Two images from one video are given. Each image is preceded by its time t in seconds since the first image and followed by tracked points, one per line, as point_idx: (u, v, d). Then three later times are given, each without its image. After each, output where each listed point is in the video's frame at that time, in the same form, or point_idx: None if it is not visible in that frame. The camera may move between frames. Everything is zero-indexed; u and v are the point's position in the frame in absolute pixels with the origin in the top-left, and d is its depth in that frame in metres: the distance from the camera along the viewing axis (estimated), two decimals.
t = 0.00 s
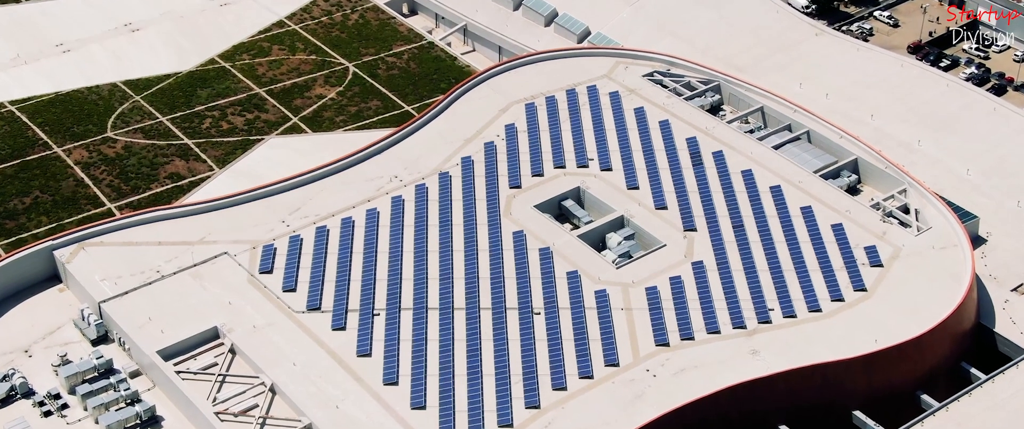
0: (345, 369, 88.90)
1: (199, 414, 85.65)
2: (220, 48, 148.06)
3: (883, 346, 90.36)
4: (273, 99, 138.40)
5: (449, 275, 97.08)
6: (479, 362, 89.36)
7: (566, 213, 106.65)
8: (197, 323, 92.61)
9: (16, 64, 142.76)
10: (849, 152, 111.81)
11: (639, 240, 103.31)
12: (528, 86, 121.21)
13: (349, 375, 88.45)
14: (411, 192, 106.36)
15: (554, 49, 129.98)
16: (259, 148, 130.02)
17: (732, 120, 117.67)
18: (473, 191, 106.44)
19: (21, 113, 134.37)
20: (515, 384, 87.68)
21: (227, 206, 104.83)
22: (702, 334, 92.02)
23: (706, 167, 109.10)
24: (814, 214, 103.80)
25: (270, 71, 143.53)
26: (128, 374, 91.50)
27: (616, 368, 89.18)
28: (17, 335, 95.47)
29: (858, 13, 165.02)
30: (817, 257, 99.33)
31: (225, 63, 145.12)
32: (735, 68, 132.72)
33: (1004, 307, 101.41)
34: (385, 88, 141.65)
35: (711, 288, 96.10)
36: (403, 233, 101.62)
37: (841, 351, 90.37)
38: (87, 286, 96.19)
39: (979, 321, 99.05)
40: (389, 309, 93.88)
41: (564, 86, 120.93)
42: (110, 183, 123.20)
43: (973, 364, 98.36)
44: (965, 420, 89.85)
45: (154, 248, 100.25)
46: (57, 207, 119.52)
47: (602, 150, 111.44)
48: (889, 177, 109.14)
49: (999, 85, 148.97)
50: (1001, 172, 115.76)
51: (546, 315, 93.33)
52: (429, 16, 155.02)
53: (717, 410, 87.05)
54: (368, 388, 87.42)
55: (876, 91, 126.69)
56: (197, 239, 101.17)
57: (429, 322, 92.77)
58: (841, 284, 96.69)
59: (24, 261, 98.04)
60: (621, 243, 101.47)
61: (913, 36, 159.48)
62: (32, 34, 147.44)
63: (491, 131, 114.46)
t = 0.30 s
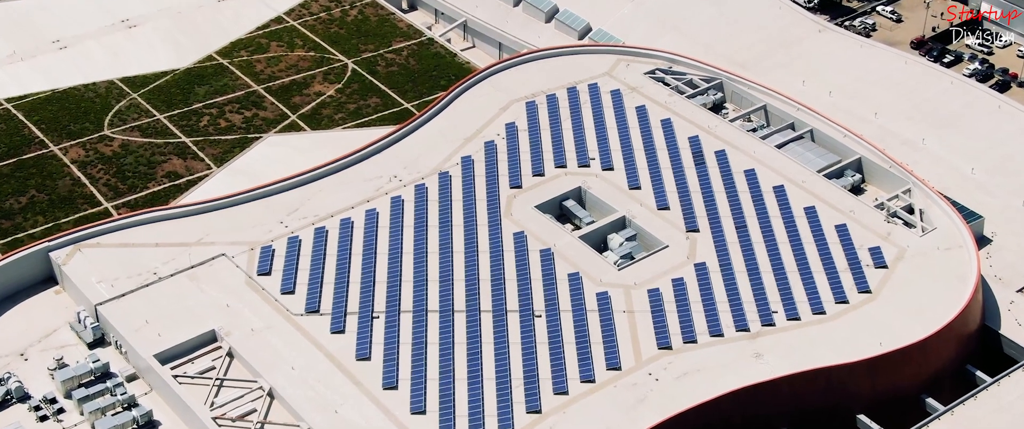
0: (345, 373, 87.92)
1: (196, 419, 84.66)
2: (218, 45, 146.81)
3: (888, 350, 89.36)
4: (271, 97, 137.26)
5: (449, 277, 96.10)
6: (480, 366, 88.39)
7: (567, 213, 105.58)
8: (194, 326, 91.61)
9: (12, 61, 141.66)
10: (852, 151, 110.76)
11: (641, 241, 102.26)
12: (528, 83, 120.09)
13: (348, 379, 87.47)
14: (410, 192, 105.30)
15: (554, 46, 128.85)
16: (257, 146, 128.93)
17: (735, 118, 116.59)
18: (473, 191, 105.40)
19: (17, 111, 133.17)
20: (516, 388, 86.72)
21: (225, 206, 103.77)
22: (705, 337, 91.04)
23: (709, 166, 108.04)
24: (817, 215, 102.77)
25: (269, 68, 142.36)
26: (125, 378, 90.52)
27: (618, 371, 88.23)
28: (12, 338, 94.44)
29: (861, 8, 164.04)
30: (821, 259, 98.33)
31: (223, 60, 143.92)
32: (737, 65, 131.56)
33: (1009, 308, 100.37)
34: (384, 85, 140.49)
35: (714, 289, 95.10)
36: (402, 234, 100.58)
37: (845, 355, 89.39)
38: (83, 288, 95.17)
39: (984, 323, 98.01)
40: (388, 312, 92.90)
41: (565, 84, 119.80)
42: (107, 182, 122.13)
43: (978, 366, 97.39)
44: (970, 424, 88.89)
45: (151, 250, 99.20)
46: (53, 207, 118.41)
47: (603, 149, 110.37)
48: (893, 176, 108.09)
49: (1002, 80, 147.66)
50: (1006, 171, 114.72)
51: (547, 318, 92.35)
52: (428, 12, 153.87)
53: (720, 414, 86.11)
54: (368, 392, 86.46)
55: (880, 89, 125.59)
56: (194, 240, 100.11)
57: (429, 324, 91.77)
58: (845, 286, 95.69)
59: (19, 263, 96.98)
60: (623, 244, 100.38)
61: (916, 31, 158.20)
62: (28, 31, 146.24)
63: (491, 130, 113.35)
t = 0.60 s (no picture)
0: (344, 378, 86.84)
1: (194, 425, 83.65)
2: (216, 40, 145.37)
3: (894, 353, 88.27)
4: (270, 93, 135.96)
5: (449, 279, 94.97)
6: (480, 371, 87.32)
7: (569, 213, 104.37)
8: (192, 329, 90.52)
9: (8, 57, 140.38)
10: (857, 150, 109.53)
11: (644, 242, 101.12)
12: (529, 81, 118.80)
13: (347, 384, 86.40)
14: (410, 192, 104.11)
15: (556, 43, 127.56)
16: (256, 144, 127.68)
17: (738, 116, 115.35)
18: (473, 191, 104.22)
19: (13, 109, 131.87)
20: (517, 393, 85.67)
21: (222, 206, 102.56)
22: (709, 340, 89.95)
23: (712, 166, 106.85)
24: (822, 215, 101.58)
25: (267, 64, 141.00)
26: (121, 382, 89.47)
27: (620, 376, 87.14)
28: (7, 341, 93.36)
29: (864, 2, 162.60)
30: (825, 260, 97.19)
31: (221, 56, 142.56)
32: (740, 61, 130.28)
33: (1016, 309, 98.71)
34: (384, 81, 139.12)
35: (717, 292, 93.97)
36: (402, 235, 99.43)
37: (850, 358, 88.30)
38: (79, 291, 94.04)
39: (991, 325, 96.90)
40: (388, 315, 91.79)
41: (567, 82, 118.49)
42: (103, 181, 120.95)
43: (984, 369, 96.34)
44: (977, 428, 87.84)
45: (148, 251, 98.03)
46: (49, 206, 117.23)
47: (605, 149, 109.13)
48: (898, 176, 106.89)
49: (1007, 76, 146.22)
50: (1012, 169, 113.50)
51: (549, 321, 91.25)
52: (428, 7, 151.41)
53: (724, 420, 85.06)
54: (367, 397, 85.42)
55: (884, 86, 124.29)
56: (191, 242, 98.95)
57: (430, 328, 90.67)
58: (850, 288, 94.56)
59: (14, 266, 95.82)
60: (625, 246, 99.22)
61: (920, 26, 156.68)
62: (25, 27, 144.96)
63: (492, 128, 112.11)
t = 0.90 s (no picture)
0: (343, 382, 85.90)
1: None
2: (214, 37, 144.13)
3: (899, 357, 87.33)
4: (268, 91, 134.85)
5: (450, 281, 93.98)
6: (481, 375, 86.37)
7: (571, 214, 103.32)
8: (189, 332, 89.57)
9: (4, 54, 139.33)
10: (861, 149, 108.49)
11: (646, 243, 100.11)
12: (530, 79, 117.71)
13: (346, 388, 85.45)
14: (410, 192, 103.13)
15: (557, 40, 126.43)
16: (254, 142, 126.63)
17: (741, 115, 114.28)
18: (474, 191, 103.19)
19: (10, 107, 130.73)
20: (519, 397, 84.74)
21: (221, 207, 101.54)
22: (712, 344, 89.03)
23: (715, 165, 105.82)
24: (826, 216, 100.58)
25: (265, 61, 139.85)
26: (118, 386, 88.53)
27: (622, 380, 86.19)
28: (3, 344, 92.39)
29: None
30: (829, 261, 96.24)
31: (219, 52, 141.37)
32: (742, 58, 129.15)
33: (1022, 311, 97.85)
34: (383, 78, 137.95)
35: (721, 294, 93.05)
36: (402, 236, 98.43)
37: (855, 362, 87.36)
38: (75, 294, 93.05)
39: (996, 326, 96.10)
40: (388, 318, 90.84)
41: (568, 80, 117.39)
42: (101, 180, 119.92)
43: (990, 371, 95.48)
44: None
45: (145, 253, 97.04)
46: (46, 206, 116.17)
47: (607, 148, 108.06)
48: (903, 176, 105.85)
49: (1011, 72, 144.94)
50: (1018, 169, 112.45)
51: (550, 324, 90.29)
52: (427, 3, 151.36)
53: (728, 424, 84.16)
54: (367, 402, 84.49)
55: (888, 84, 123.23)
56: (189, 243, 97.96)
57: (430, 331, 89.74)
58: (855, 290, 93.58)
59: (10, 268, 94.83)
60: (628, 247, 98.22)
61: (923, 21, 155.43)
62: (21, 24, 143.91)
63: (493, 127, 111.06)
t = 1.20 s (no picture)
0: (342, 387, 84.97)
1: None
2: (212, 33, 142.90)
3: (904, 360, 86.42)
4: (267, 88, 133.74)
5: (450, 283, 93.04)
6: (481, 379, 85.46)
7: (572, 214, 102.31)
8: (187, 336, 88.64)
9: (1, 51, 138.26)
10: (865, 148, 107.50)
11: (648, 244, 99.12)
12: (531, 77, 116.62)
13: (345, 393, 84.53)
14: (410, 192, 102.16)
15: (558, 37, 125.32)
16: (253, 140, 125.63)
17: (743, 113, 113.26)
18: (474, 192, 102.21)
19: (6, 105, 129.62)
20: (519, 402, 83.83)
21: (218, 208, 100.52)
22: (715, 347, 88.09)
23: (717, 165, 104.80)
24: (830, 216, 99.61)
25: (263, 58, 138.72)
26: (115, 391, 87.69)
27: (624, 384, 85.27)
28: None
29: None
30: (833, 263, 95.28)
31: (217, 49, 140.18)
32: (744, 55, 128.02)
33: None
34: (382, 75, 136.82)
35: (723, 296, 92.11)
36: (401, 237, 97.47)
37: (860, 365, 86.45)
38: (72, 297, 92.10)
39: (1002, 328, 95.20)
40: (387, 321, 89.89)
41: (569, 78, 116.31)
42: (97, 179, 118.91)
43: (995, 374, 94.61)
44: None
45: (142, 255, 96.08)
46: (43, 205, 115.16)
47: (608, 147, 107.04)
48: (907, 175, 104.87)
49: (1015, 68, 143.89)
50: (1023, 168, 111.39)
51: (552, 327, 89.36)
52: None
53: None
54: (366, 407, 83.58)
55: (892, 82, 122.16)
56: (187, 245, 96.98)
57: (429, 334, 88.81)
58: (859, 292, 92.62)
59: (5, 270, 93.87)
60: (629, 248, 97.26)
61: (927, 17, 154.14)
62: (18, 21, 142.80)
63: (493, 126, 110.01)
